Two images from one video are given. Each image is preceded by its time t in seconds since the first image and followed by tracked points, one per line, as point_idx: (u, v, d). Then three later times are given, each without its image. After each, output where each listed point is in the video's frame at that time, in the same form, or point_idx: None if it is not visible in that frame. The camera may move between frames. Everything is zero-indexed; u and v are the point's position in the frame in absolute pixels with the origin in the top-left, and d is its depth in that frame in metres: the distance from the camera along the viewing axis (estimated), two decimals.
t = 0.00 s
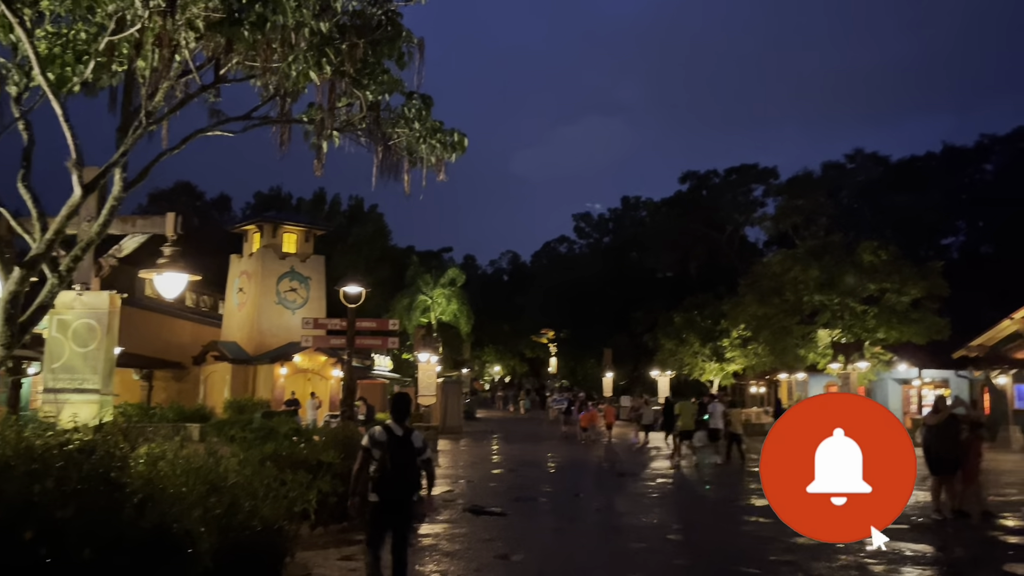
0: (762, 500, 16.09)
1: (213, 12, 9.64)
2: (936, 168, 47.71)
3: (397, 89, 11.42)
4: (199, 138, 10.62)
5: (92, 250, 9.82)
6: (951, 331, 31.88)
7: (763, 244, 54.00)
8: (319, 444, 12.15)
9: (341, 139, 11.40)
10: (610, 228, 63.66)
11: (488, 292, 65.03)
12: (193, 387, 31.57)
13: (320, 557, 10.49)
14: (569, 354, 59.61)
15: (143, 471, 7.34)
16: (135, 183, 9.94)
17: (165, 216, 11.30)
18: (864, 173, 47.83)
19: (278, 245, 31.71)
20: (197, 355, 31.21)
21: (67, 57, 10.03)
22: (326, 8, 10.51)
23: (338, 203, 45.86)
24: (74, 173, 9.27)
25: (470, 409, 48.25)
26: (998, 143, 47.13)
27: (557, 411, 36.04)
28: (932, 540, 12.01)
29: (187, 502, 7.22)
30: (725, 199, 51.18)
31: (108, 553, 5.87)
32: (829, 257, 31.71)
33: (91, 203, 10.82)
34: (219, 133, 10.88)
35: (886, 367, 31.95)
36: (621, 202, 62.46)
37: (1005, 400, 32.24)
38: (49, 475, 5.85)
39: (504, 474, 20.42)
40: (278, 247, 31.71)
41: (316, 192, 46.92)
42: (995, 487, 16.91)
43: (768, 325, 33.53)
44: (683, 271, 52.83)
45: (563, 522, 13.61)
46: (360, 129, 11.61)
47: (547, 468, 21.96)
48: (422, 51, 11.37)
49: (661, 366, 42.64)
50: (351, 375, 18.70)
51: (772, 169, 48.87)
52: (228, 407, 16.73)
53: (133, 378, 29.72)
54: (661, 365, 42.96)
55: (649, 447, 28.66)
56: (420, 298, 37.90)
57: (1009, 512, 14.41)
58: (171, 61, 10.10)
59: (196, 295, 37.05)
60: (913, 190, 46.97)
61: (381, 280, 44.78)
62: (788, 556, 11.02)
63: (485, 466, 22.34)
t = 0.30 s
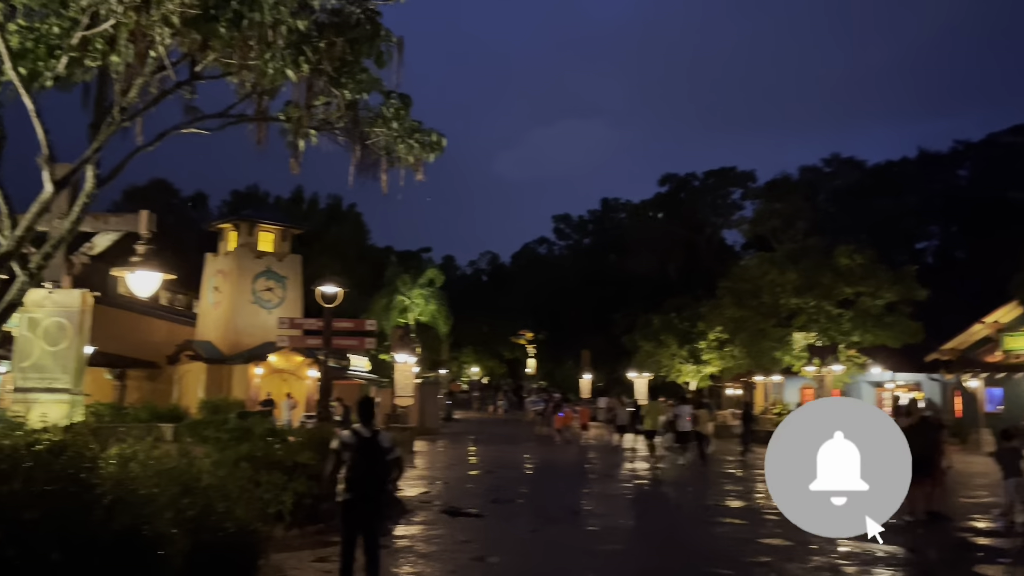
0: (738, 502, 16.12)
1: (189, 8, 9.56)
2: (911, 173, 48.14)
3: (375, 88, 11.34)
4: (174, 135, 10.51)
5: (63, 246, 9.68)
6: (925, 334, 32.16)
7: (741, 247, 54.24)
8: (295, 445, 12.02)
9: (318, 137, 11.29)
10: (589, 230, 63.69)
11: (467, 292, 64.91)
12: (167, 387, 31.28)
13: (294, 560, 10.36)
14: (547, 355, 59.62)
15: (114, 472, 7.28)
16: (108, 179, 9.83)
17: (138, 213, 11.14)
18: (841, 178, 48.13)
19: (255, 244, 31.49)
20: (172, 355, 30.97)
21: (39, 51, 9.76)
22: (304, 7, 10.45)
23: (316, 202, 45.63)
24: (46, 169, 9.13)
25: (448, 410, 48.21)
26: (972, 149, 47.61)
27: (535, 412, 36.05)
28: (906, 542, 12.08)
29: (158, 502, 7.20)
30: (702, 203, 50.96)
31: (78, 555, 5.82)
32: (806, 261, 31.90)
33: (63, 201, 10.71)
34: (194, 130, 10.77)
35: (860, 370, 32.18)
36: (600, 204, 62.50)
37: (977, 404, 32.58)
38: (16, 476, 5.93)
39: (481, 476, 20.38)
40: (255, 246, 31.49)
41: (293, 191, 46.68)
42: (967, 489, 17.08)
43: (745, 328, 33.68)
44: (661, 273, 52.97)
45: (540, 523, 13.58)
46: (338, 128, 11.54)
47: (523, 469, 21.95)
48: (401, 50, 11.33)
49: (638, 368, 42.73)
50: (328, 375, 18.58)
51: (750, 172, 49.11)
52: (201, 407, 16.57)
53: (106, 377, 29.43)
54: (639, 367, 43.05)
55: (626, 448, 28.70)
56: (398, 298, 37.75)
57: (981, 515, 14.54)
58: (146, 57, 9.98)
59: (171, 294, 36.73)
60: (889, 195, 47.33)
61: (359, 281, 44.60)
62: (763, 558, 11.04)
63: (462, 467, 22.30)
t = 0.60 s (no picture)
0: (708, 504, 16.17)
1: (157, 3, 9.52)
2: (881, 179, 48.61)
3: (348, 86, 11.25)
4: (142, 131, 10.40)
5: (25, 242, 9.57)
6: (892, 339, 32.48)
7: (713, 250, 54.49)
8: (263, 445, 11.95)
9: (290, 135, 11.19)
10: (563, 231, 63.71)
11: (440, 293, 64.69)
12: (133, 386, 31.07)
13: (261, 560, 10.28)
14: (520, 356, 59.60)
15: (78, 471, 7.24)
16: (74, 175, 9.71)
17: (106, 209, 11.00)
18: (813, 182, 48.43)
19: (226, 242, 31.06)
20: (139, 354, 30.67)
21: (4, 43, 9.37)
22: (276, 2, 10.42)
23: (289, 199, 45.30)
24: (10, 164, 9.01)
25: (420, 411, 48.08)
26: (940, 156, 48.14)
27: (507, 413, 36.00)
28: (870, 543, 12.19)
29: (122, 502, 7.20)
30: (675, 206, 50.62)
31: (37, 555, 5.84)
32: (777, 264, 32.15)
33: (28, 195, 10.40)
34: (163, 127, 10.65)
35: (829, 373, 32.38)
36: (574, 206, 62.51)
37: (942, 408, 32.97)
38: None
39: (451, 476, 20.32)
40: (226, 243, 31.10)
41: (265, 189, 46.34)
42: (932, 491, 17.25)
43: (716, 331, 33.86)
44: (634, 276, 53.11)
45: (510, 525, 13.52)
46: (310, 126, 11.46)
47: (494, 470, 21.89)
48: (375, 49, 11.27)
49: (610, 370, 42.81)
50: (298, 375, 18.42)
51: (723, 176, 49.35)
52: (167, 406, 16.35)
53: (71, 376, 29.07)
54: (611, 369, 43.14)
55: (595, 450, 28.77)
56: (371, 298, 37.51)
57: (946, 516, 14.69)
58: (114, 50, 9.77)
59: (139, 291, 36.34)
60: (859, 201, 47.75)
61: (332, 280, 44.35)
62: (731, 559, 11.06)
63: (433, 468, 22.21)
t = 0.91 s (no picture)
0: (672, 502, 16.27)
1: None
2: (844, 182, 49.18)
3: (315, 80, 11.14)
4: (103, 121, 10.20)
5: None
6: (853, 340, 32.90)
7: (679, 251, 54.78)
8: (224, 442, 11.80)
9: (255, 128, 11.05)
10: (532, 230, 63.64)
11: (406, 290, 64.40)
12: (93, 381, 30.61)
13: (221, 558, 10.17)
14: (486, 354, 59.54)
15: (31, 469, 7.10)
16: (33, 164, 9.51)
17: (65, 200, 10.76)
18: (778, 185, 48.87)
19: (190, 235, 30.79)
20: (100, 347, 30.24)
21: None
22: None
23: (254, 194, 44.93)
24: None
25: (386, 408, 47.87)
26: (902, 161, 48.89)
27: (473, 411, 35.96)
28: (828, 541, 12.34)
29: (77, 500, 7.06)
30: (643, 207, 50.94)
31: None
32: (741, 266, 32.41)
33: None
34: (125, 117, 10.46)
35: (792, 374, 32.68)
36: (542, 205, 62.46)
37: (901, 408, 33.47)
38: None
39: (416, 474, 20.25)
40: (190, 237, 30.80)
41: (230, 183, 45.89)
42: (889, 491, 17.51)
43: (681, 331, 34.06)
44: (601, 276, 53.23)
45: (474, 523, 13.50)
46: (276, 119, 11.35)
47: (460, 468, 21.84)
48: (343, 43, 11.16)
49: (577, 368, 42.90)
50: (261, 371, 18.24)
51: (690, 176, 49.62)
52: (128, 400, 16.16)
53: (29, 370, 28.59)
54: (577, 368, 43.21)
55: (560, 448, 28.79)
56: (337, 294, 37.28)
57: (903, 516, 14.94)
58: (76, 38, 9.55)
59: (100, 285, 35.84)
60: (823, 203, 48.27)
61: (297, 276, 44.03)
62: (693, 557, 11.13)
63: (398, 466, 22.13)
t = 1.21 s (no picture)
0: (638, 500, 16.32)
1: None
2: (811, 184, 49.65)
3: (284, 75, 11.05)
4: (65, 113, 10.03)
5: None
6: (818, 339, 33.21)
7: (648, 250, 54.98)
8: (190, 440, 11.58)
9: (222, 123, 10.95)
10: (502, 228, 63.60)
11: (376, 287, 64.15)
12: (54, 378, 30.17)
13: (184, 558, 10.03)
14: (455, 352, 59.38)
15: None
16: None
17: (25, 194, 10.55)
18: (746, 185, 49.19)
19: (155, 231, 30.53)
20: (61, 344, 29.80)
21: None
22: None
23: (221, 189, 44.51)
24: None
25: (354, 406, 47.61)
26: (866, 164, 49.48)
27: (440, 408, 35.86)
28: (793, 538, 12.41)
29: (34, 498, 6.91)
30: (612, 206, 51.14)
31: None
32: (709, 265, 32.58)
33: None
34: (88, 110, 10.28)
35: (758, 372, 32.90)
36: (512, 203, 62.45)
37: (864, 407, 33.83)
38: None
39: (384, 473, 20.13)
40: (155, 232, 30.52)
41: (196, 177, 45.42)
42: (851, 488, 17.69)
43: (650, 329, 34.20)
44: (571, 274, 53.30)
45: (441, 521, 13.42)
46: (243, 114, 11.25)
47: (427, 466, 21.77)
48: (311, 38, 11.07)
49: (546, 367, 42.89)
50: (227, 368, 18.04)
51: (659, 176, 49.81)
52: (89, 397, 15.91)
53: None
54: (546, 366, 43.22)
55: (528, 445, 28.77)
56: (305, 291, 37.02)
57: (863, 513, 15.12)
58: (36, 29, 9.38)
59: (62, 280, 35.32)
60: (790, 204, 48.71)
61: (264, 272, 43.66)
62: (659, 555, 11.13)
63: (366, 464, 22.00)
